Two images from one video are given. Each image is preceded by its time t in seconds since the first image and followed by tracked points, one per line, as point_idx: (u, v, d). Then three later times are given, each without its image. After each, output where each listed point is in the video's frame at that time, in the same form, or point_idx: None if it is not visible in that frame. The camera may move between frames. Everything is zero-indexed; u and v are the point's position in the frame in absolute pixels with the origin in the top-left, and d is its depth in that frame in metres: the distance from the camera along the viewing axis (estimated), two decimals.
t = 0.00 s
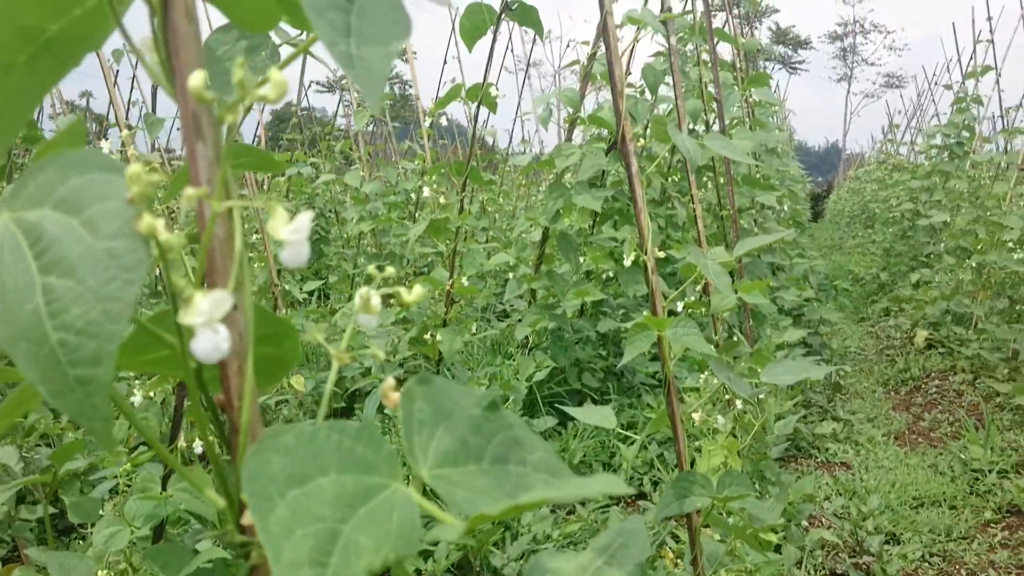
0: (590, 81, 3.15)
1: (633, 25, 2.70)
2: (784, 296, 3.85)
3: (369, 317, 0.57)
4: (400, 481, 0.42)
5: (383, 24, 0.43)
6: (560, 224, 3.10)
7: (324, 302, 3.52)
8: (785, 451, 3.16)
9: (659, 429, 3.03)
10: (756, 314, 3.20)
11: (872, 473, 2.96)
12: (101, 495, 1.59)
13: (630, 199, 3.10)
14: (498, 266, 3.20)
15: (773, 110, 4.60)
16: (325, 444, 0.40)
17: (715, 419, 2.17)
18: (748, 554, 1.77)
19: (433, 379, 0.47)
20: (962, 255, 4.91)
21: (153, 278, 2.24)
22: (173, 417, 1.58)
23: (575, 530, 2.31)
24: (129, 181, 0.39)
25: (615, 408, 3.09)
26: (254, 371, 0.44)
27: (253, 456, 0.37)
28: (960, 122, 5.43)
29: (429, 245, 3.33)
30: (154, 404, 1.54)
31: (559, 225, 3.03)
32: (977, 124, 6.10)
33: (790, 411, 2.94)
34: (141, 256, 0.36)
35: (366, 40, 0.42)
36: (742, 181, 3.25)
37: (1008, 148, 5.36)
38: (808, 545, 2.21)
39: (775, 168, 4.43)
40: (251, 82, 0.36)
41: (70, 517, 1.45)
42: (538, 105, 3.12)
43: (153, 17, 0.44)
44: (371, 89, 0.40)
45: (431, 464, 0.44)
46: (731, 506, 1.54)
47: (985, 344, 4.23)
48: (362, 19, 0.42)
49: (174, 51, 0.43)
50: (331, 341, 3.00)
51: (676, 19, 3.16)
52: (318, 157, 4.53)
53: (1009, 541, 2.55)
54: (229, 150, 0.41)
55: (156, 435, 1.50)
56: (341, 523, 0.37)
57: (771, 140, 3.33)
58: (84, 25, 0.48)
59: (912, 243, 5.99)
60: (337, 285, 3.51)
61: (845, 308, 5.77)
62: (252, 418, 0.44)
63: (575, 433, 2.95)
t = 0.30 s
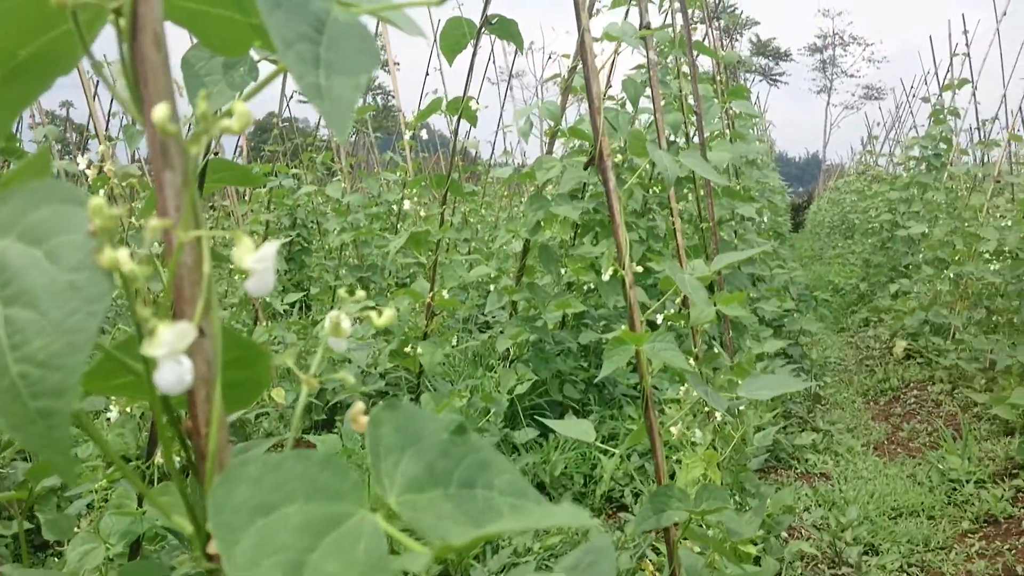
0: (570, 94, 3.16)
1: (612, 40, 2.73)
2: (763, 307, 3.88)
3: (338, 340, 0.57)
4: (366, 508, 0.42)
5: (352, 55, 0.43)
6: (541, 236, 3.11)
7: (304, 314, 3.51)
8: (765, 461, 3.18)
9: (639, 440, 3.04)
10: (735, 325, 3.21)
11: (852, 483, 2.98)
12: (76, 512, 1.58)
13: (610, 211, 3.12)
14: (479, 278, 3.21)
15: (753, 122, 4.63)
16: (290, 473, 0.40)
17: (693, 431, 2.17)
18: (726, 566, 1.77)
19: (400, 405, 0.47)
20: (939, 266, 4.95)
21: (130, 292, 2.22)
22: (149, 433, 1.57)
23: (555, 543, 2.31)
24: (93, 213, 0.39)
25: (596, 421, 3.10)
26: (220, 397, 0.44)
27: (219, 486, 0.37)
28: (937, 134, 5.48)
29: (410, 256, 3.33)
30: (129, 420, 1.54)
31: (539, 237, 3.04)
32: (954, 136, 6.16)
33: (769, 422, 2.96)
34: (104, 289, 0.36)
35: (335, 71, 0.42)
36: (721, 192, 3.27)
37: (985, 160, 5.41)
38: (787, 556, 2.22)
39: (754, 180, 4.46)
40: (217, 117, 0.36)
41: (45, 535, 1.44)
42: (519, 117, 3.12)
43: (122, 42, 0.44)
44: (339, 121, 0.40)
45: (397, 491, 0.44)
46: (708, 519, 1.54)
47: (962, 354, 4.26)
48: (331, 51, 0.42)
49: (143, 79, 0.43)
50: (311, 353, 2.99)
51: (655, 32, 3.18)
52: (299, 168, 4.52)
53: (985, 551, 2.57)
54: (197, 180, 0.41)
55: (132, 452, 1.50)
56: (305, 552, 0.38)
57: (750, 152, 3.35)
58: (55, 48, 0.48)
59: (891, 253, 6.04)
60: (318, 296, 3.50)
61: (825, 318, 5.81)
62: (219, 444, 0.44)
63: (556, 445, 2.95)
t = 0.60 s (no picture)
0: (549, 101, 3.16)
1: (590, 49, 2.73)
2: (741, 315, 3.89)
3: (301, 348, 0.57)
4: (321, 518, 0.41)
5: (308, 57, 0.43)
6: (520, 244, 3.10)
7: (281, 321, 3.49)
8: (741, 469, 3.18)
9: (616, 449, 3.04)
10: (713, 333, 3.22)
11: (828, 492, 2.99)
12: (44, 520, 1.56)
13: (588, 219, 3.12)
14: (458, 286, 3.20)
15: (732, 131, 4.65)
16: (244, 481, 0.40)
17: (669, 440, 2.18)
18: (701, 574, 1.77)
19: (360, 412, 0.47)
20: (915, 275, 4.99)
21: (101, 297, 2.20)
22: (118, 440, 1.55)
23: (531, 551, 2.30)
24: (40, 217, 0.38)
25: (574, 429, 3.09)
26: (175, 405, 0.44)
27: (169, 494, 0.36)
28: (913, 143, 5.52)
29: (388, 264, 3.32)
30: (99, 426, 1.52)
31: (518, 244, 3.04)
32: (930, 145, 6.21)
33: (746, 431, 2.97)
34: (50, 293, 0.35)
35: (289, 73, 0.42)
36: (699, 201, 3.28)
37: (960, 170, 5.45)
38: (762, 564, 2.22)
39: (733, 189, 4.47)
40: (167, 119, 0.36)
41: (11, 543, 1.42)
42: (498, 124, 3.12)
43: (77, 41, 0.43)
44: (292, 122, 0.40)
45: (353, 500, 0.44)
46: (682, 526, 1.55)
47: (938, 363, 4.29)
48: (286, 53, 0.43)
49: (97, 80, 0.43)
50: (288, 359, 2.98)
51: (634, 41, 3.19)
52: (278, 174, 4.50)
53: (960, 559, 2.58)
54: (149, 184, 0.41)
55: (101, 458, 1.48)
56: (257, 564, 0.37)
57: (728, 161, 3.36)
58: (11, 50, 0.47)
59: (869, 262, 6.07)
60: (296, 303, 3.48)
61: (803, 327, 5.84)
62: (173, 451, 0.44)
63: (534, 453, 2.94)
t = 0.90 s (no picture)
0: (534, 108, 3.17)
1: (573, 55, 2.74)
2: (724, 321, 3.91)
3: (277, 354, 0.57)
4: (293, 525, 0.41)
5: (283, 65, 0.43)
6: (504, 249, 3.11)
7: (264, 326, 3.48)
8: (724, 475, 3.19)
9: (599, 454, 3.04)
10: (695, 339, 3.23)
11: (809, 497, 3.00)
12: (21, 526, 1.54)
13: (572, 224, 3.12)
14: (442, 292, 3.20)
15: (716, 138, 4.67)
16: (215, 488, 0.39)
17: (651, 445, 2.18)
18: None
19: (335, 419, 0.47)
20: (897, 281, 5.02)
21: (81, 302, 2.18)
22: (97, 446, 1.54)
23: (514, 557, 2.30)
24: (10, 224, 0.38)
25: (558, 434, 3.09)
26: (147, 412, 0.44)
27: (140, 501, 0.37)
28: (895, 151, 5.55)
29: (372, 269, 3.31)
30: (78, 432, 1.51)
31: (501, 250, 3.04)
32: (912, 152, 6.25)
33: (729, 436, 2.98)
34: (18, 301, 0.35)
35: (264, 81, 0.42)
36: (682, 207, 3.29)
37: (941, 177, 5.49)
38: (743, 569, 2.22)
39: (716, 196, 4.49)
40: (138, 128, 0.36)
41: None
42: (482, 130, 3.12)
43: (50, 44, 0.43)
44: (267, 130, 0.40)
45: (325, 508, 0.44)
46: (662, 531, 1.56)
47: (919, 369, 4.32)
48: (262, 61, 0.42)
49: (70, 86, 0.43)
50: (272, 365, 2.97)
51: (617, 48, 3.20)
52: (262, 179, 4.48)
53: (940, 563, 2.58)
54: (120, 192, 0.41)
55: (81, 463, 1.47)
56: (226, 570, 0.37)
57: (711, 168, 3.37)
58: None
59: (851, 269, 6.11)
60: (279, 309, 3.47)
61: (786, 333, 5.86)
62: (144, 459, 0.44)
63: (517, 459, 2.95)
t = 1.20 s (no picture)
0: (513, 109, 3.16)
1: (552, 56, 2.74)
2: (705, 321, 3.92)
3: (237, 357, 0.56)
4: (244, 529, 0.40)
5: (236, 64, 0.42)
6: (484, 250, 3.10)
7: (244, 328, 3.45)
8: (703, 475, 3.20)
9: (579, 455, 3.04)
10: (675, 339, 3.23)
11: (788, 497, 3.01)
12: None
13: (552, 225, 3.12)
14: (422, 293, 3.19)
15: (696, 139, 4.68)
16: (163, 492, 0.39)
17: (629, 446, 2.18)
18: None
19: (289, 422, 0.46)
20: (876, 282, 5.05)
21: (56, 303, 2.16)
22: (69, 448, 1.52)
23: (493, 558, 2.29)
24: None
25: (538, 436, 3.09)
26: (99, 415, 0.43)
27: (84, 506, 0.36)
28: (874, 152, 5.58)
29: (352, 270, 3.30)
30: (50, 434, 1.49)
31: (481, 251, 3.03)
32: (890, 153, 6.29)
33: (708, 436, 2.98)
34: None
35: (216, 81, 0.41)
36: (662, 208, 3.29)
37: (920, 178, 5.52)
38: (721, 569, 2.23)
39: (697, 196, 4.50)
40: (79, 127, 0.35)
41: None
42: (462, 131, 3.12)
43: None
44: (216, 131, 0.39)
45: (279, 511, 0.43)
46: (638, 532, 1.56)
47: (898, 369, 4.35)
48: (213, 59, 0.42)
49: (17, 85, 0.42)
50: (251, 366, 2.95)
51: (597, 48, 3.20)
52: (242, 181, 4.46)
53: (917, 562, 2.58)
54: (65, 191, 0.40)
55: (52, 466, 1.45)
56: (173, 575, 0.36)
57: (690, 168, 3.38)
58: None
59: (832, 269, 6.14)
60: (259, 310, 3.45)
61: (767, 333, 5.89)
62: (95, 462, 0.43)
63: (497, 460, 2.94)
